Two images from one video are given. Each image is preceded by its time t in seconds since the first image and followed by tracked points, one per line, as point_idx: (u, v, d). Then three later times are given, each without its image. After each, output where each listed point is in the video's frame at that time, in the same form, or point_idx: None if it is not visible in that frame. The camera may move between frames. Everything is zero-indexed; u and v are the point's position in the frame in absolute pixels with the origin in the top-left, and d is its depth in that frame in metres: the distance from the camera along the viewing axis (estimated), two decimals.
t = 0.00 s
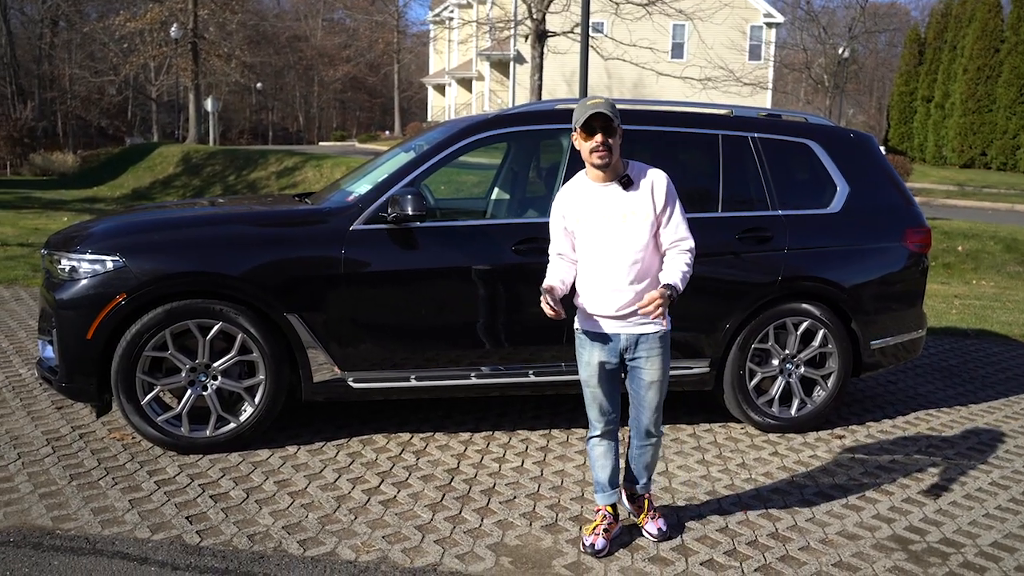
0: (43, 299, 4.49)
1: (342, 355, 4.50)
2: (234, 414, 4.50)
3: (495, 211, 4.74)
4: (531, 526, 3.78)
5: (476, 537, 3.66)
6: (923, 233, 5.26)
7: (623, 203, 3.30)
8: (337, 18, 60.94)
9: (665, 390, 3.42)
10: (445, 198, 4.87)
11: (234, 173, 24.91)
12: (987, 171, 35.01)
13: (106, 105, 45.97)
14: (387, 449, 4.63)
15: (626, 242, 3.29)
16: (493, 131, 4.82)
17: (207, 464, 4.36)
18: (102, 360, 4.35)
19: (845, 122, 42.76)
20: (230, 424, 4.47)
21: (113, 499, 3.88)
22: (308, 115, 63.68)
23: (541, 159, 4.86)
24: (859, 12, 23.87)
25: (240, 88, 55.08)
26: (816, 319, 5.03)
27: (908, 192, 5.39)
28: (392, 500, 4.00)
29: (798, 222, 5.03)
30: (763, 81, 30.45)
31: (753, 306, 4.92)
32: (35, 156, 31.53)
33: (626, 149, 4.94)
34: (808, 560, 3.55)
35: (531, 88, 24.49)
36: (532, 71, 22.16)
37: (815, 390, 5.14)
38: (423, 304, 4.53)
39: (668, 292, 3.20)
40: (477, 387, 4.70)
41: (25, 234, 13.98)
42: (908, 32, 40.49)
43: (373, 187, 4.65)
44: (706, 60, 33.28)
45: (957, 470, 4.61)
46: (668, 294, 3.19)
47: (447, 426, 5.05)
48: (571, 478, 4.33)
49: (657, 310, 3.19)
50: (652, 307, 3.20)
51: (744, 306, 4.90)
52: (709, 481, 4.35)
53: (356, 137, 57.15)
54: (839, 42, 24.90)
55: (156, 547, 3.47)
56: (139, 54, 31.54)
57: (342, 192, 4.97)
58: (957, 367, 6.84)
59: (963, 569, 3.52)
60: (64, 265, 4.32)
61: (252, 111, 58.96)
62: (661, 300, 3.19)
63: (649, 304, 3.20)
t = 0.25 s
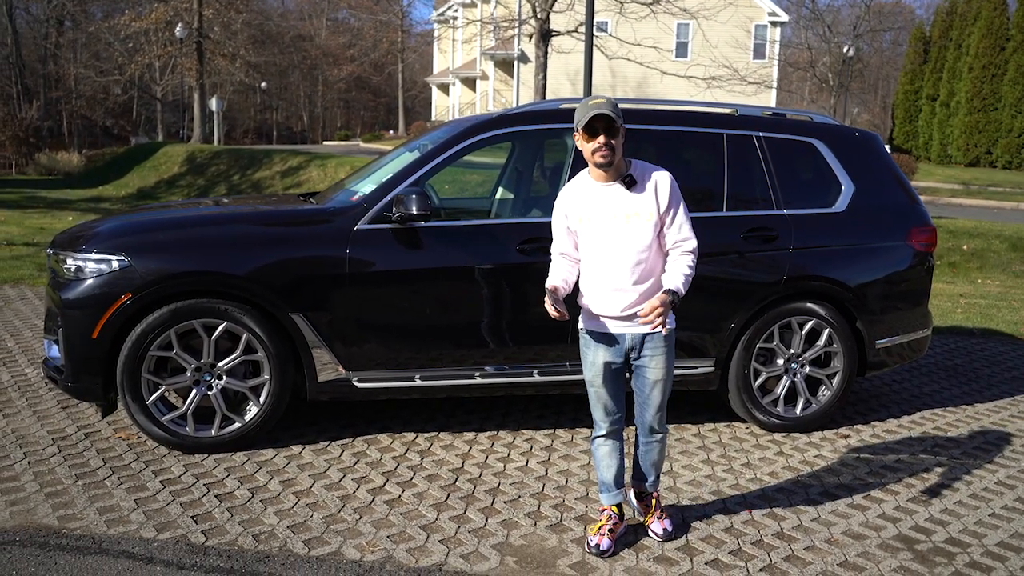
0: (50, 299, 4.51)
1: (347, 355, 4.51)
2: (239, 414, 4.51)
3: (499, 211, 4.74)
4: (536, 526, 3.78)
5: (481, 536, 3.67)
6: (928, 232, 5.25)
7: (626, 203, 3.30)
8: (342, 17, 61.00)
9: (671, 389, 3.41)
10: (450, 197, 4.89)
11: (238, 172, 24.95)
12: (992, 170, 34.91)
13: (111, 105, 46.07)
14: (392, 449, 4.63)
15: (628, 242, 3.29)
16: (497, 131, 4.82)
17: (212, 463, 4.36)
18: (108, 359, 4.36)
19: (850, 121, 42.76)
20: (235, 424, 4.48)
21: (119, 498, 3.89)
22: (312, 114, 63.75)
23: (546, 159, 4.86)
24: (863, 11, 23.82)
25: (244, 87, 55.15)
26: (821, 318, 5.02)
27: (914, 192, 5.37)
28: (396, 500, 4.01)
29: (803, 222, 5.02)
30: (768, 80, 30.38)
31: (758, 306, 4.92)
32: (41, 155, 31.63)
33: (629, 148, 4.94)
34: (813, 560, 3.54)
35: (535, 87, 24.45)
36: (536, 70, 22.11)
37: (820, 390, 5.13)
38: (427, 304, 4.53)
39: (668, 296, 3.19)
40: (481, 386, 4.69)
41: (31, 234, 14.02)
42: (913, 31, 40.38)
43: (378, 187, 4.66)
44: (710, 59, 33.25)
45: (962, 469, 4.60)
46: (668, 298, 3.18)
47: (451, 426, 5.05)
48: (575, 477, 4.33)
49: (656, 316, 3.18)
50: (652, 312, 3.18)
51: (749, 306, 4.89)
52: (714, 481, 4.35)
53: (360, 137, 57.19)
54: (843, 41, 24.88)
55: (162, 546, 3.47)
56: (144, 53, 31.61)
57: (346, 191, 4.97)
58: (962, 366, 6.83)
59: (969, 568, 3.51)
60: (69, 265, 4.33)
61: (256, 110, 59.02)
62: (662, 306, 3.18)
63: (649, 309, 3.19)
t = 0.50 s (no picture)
0: (49, 299, 4.50)
1: (347, 355, 4.51)
2: (238, 414, 4.51)
3: (499, 211, 4.74)
4: (535, 525, 3.78)
5: (481, 536, 3.67)
6: (928, 232, 5.25)
7: (630, 203, 3.30)
8: (341, 17, 61.00)
9: (673, 388, 3.40)
10: (449, 197, 4.89)
11: (238, 172, 24.94)
12: (992, 169, 34.90)
13: (110, 104, 46.10)
14: (391, 449, 4.63)
15: (633, 242, 3.29)
16: (497, 130, 4.82)
17: (212, 463, 4.37)
18: (108, 360, 4.36)
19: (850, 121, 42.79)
20: (235, 423, 4.48)
21: (118, 499, 3.89)
22: (312, 114, 63.77)
23: (545, 158, 4.86)
24: (864, 10, 23.81)
25: (244, 87, 55.15)
26: (821, 318, 5.02)
27: (913, 192, 5.37)
28: (396, 499, 4.01)
29: (803, 221, 5.02)
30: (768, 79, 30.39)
31: (758, 305, 4.92)
32: (40, 155, 31.64)
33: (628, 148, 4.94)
34: (812, 559, 3.54)
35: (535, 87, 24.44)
36: (536, 70, 22.09)
37: (819, 390, 5.13)
38: (426, 303, 4.53)
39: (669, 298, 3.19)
40: (481, 386, 4.69)
41: (30, 233, 14.02)
42: (914, 31, 40.36)
43: (378, 186, 4.66)
44: (710, 58, 33.26)
45: (961, 469, 4.60)
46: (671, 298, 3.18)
47: (450, 425, 5.06)
48: (575, 477, 4.33)
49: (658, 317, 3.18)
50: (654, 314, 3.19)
51: (748, 305, 4.89)
52: (713, 480, 4.35)
53: (360, 137, 57.30)
54: (843, 40, 24.89)
55: (161, 546, 3.48)
56: (144, 53, 31.60)
57: (346, 191, 4.97)
58: (962, 366, 6.83)
59: (968, 568, 3.51)
60: (69, 265, 4.33)
61: (256, 110, 59.03)
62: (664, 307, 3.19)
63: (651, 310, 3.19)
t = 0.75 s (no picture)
0: (44, 302, 4.49)
1: (343, 357, 4.50)
2: (235, 416, 4.51)
3: (495, 213, 4.75)
4: (532, 528, 3.78)
5: (478, 539, 3.66)
6: (923, 234, 5.26)
7: (640, 206, 3.30)
8: (337, 20, 61.04)
9: (677, 393, 3.39)
10: (445, 199, 4.89)
11: (234, 174, 24.94)
12: (987, 172, 34.98)
13: (106, 106, 46.08)
14: (388, 451, 4.63)
15: (642, 245, 3.29)
16: (494, 133, 4.82)
17: (208, 466, 4.36)
18: (103, 362, 4.35)
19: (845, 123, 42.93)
20: (231, 426, 4.47)
21: (114, 502, 3.88)
22: (308, 116, 63.76)
23: (542, 161, 4.87)
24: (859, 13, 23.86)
25: (240, 89, 55.12)
26: (817, 320, 5.03)
27: (909, 194, 5.38)
28: (393, 502, 4.01)
29: (799, 224, 5.03)
30: (763, 82, 30.47)
31: (755, 307, 4.93)
32: (36, 157, 31.61)
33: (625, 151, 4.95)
34: (809, 562, 3.55)
35: (531, 89, 24.46)
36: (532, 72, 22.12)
37: (815, 392, 5.14)
38: (423, 305, 4.53)
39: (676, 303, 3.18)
40: (478, 389, 4.70)
41: (26, 236, 14.00)
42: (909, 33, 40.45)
43: (374, 189, 4.66)
44: (706, 61, 33.34)
45: (957, 471, 4.61)
46: (678, 303, 3.18)
47: (448, 427, 5.06)
48: (572, 480, 4.34)
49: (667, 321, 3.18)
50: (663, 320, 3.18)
51: (745, 307, 4.90)
52: (710, 483, 4.35)
53: (356, 139, 57.32)
54: (839, 43, 24.93)
55: (157, 549, 3.47)
56: (140, 55, 31.56)
57: (343, 193, 4.97)
58: (957, 368, 6.84)
59: (964, 570, 3.52)
60: (65, 268, 4.32)
61: (252, 112, 59.03)
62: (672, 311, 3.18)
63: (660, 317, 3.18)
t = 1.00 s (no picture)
0: (40, 302, 4.48)
1: (339, 357, 4.50)
2: (231, 417, 4.50)
3: (492, 213, 4.75)
4: (528, 528, 3.78)
5: (474, 539, 3.66)
6: (919, 235, 5.27)
7: (646, 207, 3.30)
8: (334, 20, 61.02)
9: (677, 395, 3.40)
10: (442, 200, 4.89)
11: (230, 175, 24.90)
12: (983, 173, 35.02)
13: (102, 106, 46.02)
14: (384, 451, 4.63)
15: (646, 246, 3.29)
16: (491, 133, 4.82)
17: (204, 466, 4.35)
18: (99, 363, 4.35)
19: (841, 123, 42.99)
20: (227, 427, 4.47)
21: (110, 502, 3.87)
22: (305, 116, 63.71)
23: (538, 161, 4.87)
24: (855, 14, 23.87)
25: (237, 89, 55.03)
26: (813, 321, 5.04)
27: (905, 194, 5.39)
28: (389, 502, 4.00)
29: (796, 224, 5.03)
30: (759, 82, 30.48)
31: (752, 307, 4.93)
32: (31, 157, 31.56)
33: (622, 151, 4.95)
34: (805, 562, 3.55)
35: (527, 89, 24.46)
36: (529, 72, 22.12)
37: (811, 392, 5.14)
38: (419, 305, 4.53)
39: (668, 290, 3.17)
40: (475, 389, 4.69)
41: (21, 236, 13.97)
42: (905, 34, 40.53)
43: (370, 190, 4.66)
44: (702, 61, 33.36)
45: (952, 471, 4.62)
46: (664, 287, 3.17)
47: (444, 428, 5.05)
48: (568, 480, 4.33)
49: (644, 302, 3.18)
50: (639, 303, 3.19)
51: (741, 308, 4.91)
52: (706, 482, 4.35)
53: (352, 139, 57.31)
54: (835, 44, 24.95)
55: (153, 550, 3.46)
56: (136, 55, 31.51)
57: (339, 193, 4.97)
58: (953, 368, 6.86)
59: (959, 569, 3.53)
60: (61, 268, 4.31)
61: (248, 112, 58.96)
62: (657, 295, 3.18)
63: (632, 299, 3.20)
